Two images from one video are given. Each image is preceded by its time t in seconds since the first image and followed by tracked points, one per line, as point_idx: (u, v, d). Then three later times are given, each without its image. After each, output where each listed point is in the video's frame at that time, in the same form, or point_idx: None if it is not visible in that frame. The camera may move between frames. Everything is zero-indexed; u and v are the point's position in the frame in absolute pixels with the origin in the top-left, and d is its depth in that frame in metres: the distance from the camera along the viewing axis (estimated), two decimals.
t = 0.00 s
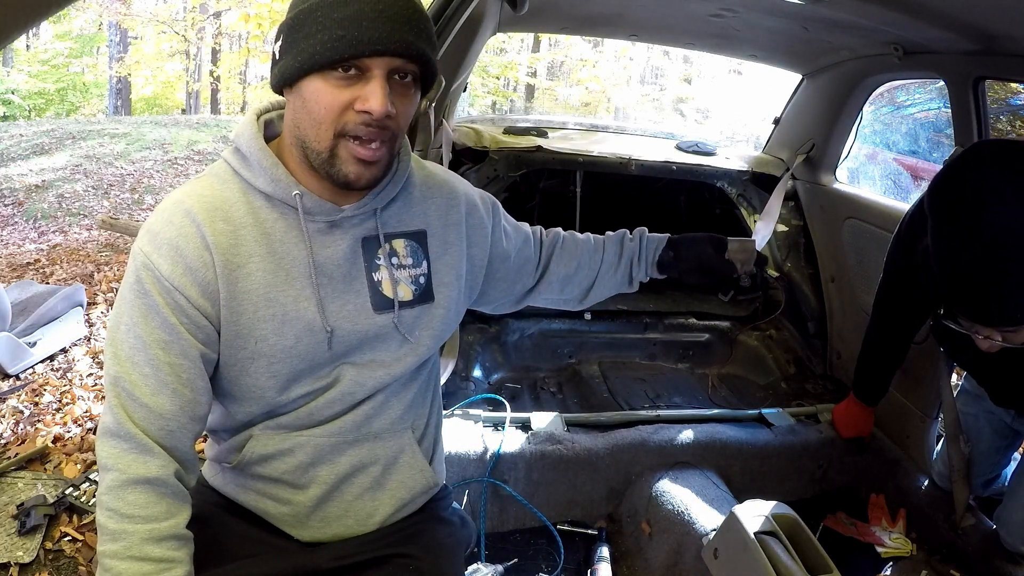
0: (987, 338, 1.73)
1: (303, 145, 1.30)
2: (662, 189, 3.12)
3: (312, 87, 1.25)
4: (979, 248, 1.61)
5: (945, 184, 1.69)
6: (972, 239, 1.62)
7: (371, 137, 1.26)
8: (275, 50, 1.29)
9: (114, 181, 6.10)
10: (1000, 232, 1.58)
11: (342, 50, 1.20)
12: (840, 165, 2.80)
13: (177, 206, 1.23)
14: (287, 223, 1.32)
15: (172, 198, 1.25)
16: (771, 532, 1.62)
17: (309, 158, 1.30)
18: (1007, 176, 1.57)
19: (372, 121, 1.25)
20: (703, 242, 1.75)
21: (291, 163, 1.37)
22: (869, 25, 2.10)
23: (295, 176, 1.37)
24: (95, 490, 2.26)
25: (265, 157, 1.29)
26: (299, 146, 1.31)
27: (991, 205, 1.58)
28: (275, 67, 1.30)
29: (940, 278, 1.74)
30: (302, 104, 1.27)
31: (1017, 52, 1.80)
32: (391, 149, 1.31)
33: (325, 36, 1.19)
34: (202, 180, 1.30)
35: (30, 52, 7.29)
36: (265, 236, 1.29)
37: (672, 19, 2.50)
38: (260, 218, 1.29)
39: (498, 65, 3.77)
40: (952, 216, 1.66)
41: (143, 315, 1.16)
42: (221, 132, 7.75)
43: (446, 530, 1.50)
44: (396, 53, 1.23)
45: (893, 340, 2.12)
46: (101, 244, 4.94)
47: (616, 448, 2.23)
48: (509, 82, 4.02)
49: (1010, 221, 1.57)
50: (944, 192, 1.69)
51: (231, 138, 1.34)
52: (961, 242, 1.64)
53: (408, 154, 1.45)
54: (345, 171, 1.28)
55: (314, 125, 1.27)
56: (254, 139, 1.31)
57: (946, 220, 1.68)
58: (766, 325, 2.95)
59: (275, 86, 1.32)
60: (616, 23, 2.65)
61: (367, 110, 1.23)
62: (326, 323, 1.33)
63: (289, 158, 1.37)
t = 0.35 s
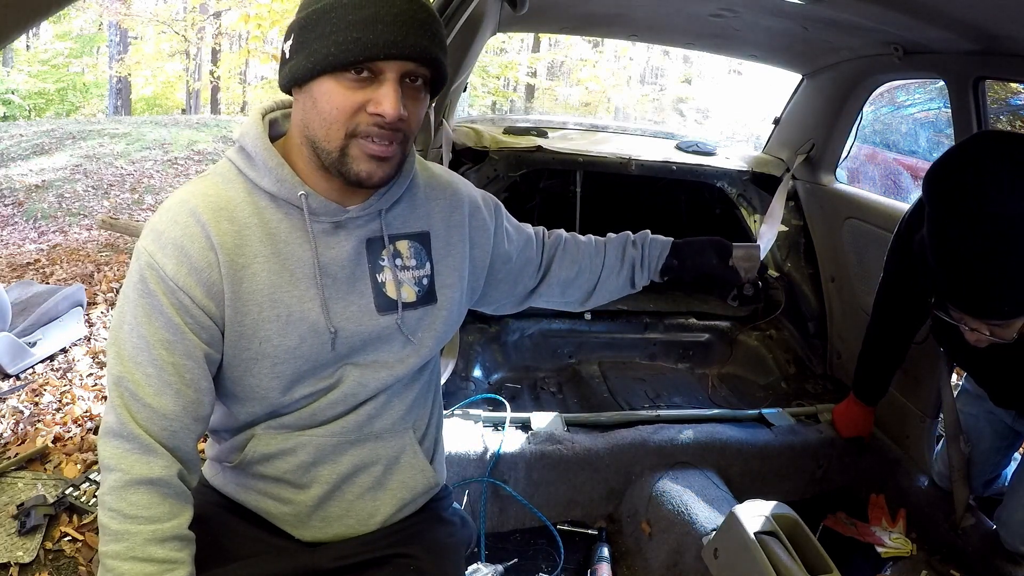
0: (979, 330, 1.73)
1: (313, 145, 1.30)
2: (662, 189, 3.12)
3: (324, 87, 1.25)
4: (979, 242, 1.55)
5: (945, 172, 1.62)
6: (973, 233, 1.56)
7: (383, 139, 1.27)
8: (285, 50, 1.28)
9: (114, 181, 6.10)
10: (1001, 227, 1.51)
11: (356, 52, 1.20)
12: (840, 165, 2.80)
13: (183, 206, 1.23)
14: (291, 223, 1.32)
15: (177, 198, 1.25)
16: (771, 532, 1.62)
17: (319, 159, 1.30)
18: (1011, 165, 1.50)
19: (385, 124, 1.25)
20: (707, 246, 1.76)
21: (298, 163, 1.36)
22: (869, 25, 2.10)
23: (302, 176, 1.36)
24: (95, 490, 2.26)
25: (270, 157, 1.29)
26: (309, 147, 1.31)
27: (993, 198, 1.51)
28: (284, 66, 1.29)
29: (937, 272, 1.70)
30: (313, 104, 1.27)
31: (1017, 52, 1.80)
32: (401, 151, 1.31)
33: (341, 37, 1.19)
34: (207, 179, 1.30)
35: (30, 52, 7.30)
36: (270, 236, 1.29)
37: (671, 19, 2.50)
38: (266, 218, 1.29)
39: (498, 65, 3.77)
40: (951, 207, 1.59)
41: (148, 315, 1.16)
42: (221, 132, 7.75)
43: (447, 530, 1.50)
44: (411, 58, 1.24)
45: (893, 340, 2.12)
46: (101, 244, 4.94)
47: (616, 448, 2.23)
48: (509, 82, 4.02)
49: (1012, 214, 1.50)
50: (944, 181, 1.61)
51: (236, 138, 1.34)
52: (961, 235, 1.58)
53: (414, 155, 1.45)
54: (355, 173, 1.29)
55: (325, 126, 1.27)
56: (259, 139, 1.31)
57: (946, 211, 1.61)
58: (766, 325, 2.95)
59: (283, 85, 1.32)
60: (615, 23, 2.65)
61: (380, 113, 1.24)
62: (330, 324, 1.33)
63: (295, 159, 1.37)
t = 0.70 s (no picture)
0: (978, 327, 1.72)
1: (329, 148, 1.29)
2: (662, 189, 3.12)
3: (345, 91, 1.24)
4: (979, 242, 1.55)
5: (944, 171, 1.61)
6: (973, 232, 1.55)
7: (404, 143, 1.28)
8: (296, 52, 1.26)
9: (115, 181, 6.10)
10: (1002, 227, 1.51)
11: (383, 57, 1.20)
12: (840, 165, 2.79)
13: (184, 207, 1.23)
14: (292, 224, 1.31)
15: (178, 199, 1.25)
16: (771, 532, 1.62)
17: (336, 162, 1.29)
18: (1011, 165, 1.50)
19: (408, 128, 1.27)
20: (703, 254, 1.79)
21: (307, 167, 1.35)
22: (869, 25, 2.10)
23: (310, 181, 1.35)
24: (95, 490, 2.26)
25: (271, 157, 1.29)
26: (324, 151, 1.30)
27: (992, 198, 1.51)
28: (295, 68, 1.27)
29: (936, 274, 1.69)
30: (332, 108, 1.26)
31: (1017, 52, 1.80)
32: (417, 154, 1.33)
33: (363, 42, 1.19)
34: (208, 180, 1.30)
35: (30, 52, 7.30)
36: (271, 237, 1.29)
37: (671, 19, 2.50)
38: (267, 218, 1.29)
39: (498, 65, 3.77)
40: (950, 207, 1.59)
41: (148, 315, 1.15)
42: (221, 132, 7.75)
43: (446, 530, 1.50)
44: (429, 63, 1.26)
45: (893, 340, 2.12)
46: (101, 244, 4.94)
47: (616, 449, 2.22)
48: (509, 82, 4.02)
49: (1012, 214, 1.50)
50: (943, 180, 1.61)
51: (238, 138, 1.34)
52: (961, 234, 1.58)
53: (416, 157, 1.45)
54: (376, 176, 1.29)
55: (346, 130, 1.26)
56: (259, 139, 1.31)
57: (945, 210, 1.60)
58: (766, 325, 2.95)
59: (293, 88, 1.29)
60: (615, 23, 2.65)
61: (404, 118, 1.25)
62: (330, 325, 1.33)
63: (302, 163, 1.36)
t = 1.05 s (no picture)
0: (983, 325, 1.72)
1: (349, 147, 1.28)
2: (662, 189, 3.12)
3: (369, 92, 1.24)
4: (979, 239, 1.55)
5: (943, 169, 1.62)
6: (973, 230, 1.55)
7: (425, 143, 1.31)
8: (314, 53, 1.25)
9: (114, 181, 6.10)
10: (1001, 223, 1.51)
11: (412, 61, 1.21)
12: (840, 165, 2.79)
13: (187, 207, 1.23)
14: (295, 224, 1.31)
15: (181, 199, 1.25)
16: (771, 532, 1.62)
17: (357, 163, 1.29)
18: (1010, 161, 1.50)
19: (430, 129, 1.29)
20: (701, 267, 1.82)
21: (320, 169, 1.34)
22: (869, 25, 2.10)
23: (321, 185, 1.36)
24: (95, 490, 2.26)
25: (274, 157, 1.29)
26: (343, 153, 1.29)
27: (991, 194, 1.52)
28: (312, 69, 1.26)
29: (938, 274, 1.69)
30: (354, 108, 1.25)
31: (1017, 52, 1.80)
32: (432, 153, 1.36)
33: (393, 47, 1.20)
34: (211, 180, 1.30)
35: (30, 52, 7.31)
36: (273, 237, 1.29)
37: (671, 19, 2.50)
38: (269, 218, 1.29)
39: (498, 65, 3.77)
40: (951, 205, 1.59)
41: (150, 315, 1.15)
42: (221, 132, 7.75)
43: (447, 530, 1.50)
44: (450, 68, 1.28)
45: (894, 340, 2.12)
46: (101, 244, 4.94)
47: (617, 448, 2.22)
48: (509, 82, 4.01)
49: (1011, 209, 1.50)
50: (944, 179, 1.61)
51: (240, 137, 1.34)
52: (961, 232, 1.58)
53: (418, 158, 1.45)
54: (397, 175, 1.31)
55: (369, 131, 1.26)
56: (262, 138, 1.31)
57: (946, 208, 1.61)
58: (766, 326, 2.95)
59: (309, 89, 1.28)
60: (615, 23, 2.65)
61: (429, 119, 1.27)
62: (332, 325, 1.33)
63: (314, 165, 1.35)
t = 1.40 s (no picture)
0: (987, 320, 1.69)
1: (357, 150, 1.28)
2: (662, 189, 3.12)
3: (379, 94, 1.24)
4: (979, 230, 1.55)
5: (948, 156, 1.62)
6: (973, 221, 1.56)
7: (432, 146, 1.31)
8: (324, 54, 1.23)
9: (115, 181, 6.10)
10: (1000, 213, 1.51)
11: (422, 64, 1.22)
12: (840, 165, 2.79)
13: (188, 206, 1.23)
14: (296, 225, 1.31)
15: (182, 198, 1.25)
16: (771, 532, 1.62)
17: (364, 165, 1.30)
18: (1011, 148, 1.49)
19: (437, 130, 1.30)
20: (683, 314, 1.86)
21: (323, 171, 1.35)
22: (869, 25, 2.10)
23: (323, 187, 1.36)
24: (95, 490, 2.26)
25: (275, 157, 1.29)
26: (350, 155, 1.30)
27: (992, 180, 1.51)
28: (320, 70, 1.24)
29: (938, 265, 1.71)
30: (363, 110, 1.25)
31: (1017, 52, 1.80)
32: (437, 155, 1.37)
33: (405, 50, 1.20)
34: (213, 179, 1.30)
35: (30, 52, 7.32)
36: (274, 237, 1.29)
37: (671, 19, 2.50)
38: (270, 218, 1.29)
39: (498, 65, 3.78)
40: (953, 193, 1.60)
41: (150, 313, 1.15)
42: (221, 132, 7.75)
43: (446, 530, 1.50)
44: (456, 70, 1.28)
45: (893, 340, 2.13)
46: (101, 244, 4.94)
47: (617, 448, 2.23)
48: (509, 82, 4.01)
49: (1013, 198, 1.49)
50: (947, 169, 1.61)
51: (241, 137, 1.34)
52: (961, 224, 1.58)
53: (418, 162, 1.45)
54: (404, 178, 1.31)
55: (379, 134, 1.26)
56: (264, 138, 1.31)
57: (946, 199, 1.61)
58: (766, 325, 2.94)
59: (317, 90, 1.27)
60: (615, 23, 2.65)
61: (437, 121, 1.28)
62: (333, 326, 1.33)
63: (317, 167, 1.35)
